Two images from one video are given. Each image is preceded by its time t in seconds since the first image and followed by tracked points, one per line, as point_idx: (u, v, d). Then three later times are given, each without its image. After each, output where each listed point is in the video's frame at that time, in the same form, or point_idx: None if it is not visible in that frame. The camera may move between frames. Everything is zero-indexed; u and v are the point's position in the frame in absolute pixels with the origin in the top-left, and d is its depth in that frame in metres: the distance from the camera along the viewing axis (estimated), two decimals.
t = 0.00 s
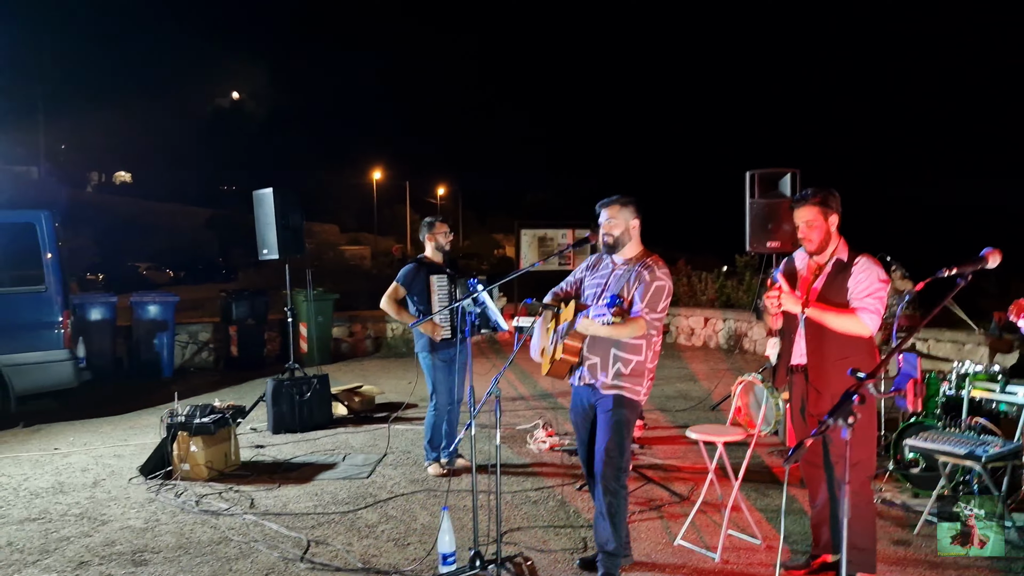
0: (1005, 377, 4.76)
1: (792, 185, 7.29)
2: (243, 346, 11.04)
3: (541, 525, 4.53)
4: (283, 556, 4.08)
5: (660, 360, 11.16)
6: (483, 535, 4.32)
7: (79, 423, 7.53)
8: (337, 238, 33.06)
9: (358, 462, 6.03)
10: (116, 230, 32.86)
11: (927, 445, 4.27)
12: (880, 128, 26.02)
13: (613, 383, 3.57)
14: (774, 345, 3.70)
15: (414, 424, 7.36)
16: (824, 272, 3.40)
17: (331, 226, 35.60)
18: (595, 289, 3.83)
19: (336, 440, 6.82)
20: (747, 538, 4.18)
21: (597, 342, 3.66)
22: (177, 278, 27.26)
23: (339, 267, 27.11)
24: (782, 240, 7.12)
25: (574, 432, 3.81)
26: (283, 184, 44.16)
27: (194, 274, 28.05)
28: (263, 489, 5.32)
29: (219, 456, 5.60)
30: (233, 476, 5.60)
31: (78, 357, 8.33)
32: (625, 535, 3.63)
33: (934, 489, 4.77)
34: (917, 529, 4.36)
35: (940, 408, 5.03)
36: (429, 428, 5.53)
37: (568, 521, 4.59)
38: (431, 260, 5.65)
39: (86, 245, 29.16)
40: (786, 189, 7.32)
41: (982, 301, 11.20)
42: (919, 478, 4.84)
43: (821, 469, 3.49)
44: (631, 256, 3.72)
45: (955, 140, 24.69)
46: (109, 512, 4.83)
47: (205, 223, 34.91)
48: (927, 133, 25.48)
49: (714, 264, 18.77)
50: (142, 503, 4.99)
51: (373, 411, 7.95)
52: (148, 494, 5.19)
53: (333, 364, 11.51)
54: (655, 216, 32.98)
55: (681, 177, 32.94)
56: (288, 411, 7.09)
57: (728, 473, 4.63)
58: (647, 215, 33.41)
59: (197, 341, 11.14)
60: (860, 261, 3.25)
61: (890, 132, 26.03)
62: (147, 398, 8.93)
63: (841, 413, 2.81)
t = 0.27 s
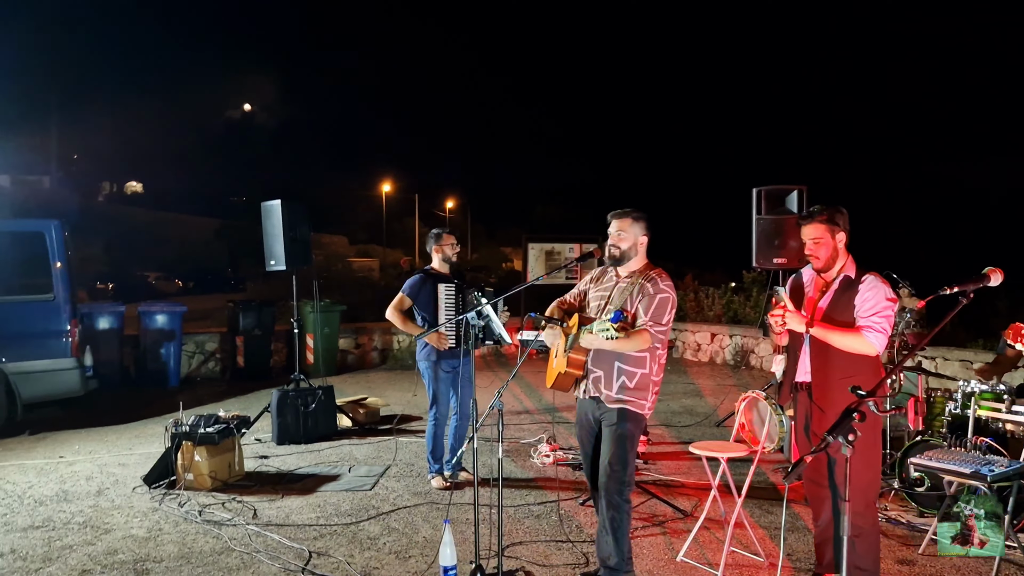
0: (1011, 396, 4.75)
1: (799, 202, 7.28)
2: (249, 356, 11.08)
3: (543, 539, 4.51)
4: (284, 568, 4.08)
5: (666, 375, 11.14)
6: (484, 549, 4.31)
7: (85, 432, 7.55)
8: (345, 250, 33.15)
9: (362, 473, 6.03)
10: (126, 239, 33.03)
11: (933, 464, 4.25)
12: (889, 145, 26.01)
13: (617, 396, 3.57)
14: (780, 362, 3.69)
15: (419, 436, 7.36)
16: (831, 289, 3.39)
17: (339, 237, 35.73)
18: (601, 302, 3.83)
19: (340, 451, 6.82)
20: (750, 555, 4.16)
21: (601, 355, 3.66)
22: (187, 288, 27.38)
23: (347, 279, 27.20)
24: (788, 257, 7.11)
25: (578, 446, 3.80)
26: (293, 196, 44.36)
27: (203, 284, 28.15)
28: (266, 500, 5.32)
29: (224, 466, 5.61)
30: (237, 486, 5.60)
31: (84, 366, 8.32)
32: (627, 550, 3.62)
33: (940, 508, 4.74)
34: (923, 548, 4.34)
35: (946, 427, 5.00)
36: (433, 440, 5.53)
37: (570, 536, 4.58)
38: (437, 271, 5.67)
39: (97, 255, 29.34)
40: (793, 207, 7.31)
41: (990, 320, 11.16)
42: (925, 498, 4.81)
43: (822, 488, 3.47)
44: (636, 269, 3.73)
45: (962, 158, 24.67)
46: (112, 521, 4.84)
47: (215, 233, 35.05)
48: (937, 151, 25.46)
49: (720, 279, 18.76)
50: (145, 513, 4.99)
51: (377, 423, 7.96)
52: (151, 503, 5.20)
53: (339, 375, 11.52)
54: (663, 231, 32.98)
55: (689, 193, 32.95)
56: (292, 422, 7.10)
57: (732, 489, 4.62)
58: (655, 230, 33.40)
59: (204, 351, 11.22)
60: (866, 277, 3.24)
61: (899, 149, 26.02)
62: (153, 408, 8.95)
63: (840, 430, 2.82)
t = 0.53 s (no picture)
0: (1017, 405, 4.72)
1: (805, 209, 7.26)
2: (254, 359, 11.10)
3: (544, 545, 4.50)
4: (285, 570, 4.09)
5: (672, 381, 11.10)
6: (486, 554, 4.31)
7: (89, 432, 7.58)
8: (352, 253, 33.21)
9: (364, 477, 6.03)
10: (135, 241, 33.17)
11: (937, 472, 4.23)
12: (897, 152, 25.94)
13: (619, 403, 3.56)
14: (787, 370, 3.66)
15: (423, 440, 7.36)
16: (838, 297, 3.37)
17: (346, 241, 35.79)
18: (605, 307, 3.83)
19: (343, 454, 6.83)
20: (752, 562, 4.15)
21: (605, 361, 3.66)
22: (193, 290, 27.47)
23: (354, 282, 27.24)
24: (795, 263, 7.09)
25: (581, 451, 3.79)
26: (300, 199, 44.46)
27: (210, 286, 28.25)
28: (269, 502, 5.34)
29: (226, 468, 5.62)
30: (240, 488, 5.62)
31: (91, 366, 8.35)
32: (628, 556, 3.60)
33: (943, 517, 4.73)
34: (926, 558, 4.31)
35: (951, 435, 4.98)
36: (436, 445, 5.52)
37: (573, 540, 4.57)
38: (443, 276, 5.68)
39: (106, 256, 29.47)
40: (799, 213, 7.29)
41: (998, 328, 11.09)
42: (928, 506, 4.79)
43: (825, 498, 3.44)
44: (641, 276, 3.72)
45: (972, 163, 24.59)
46: (115, 522, 4.86)
47: (223, 235, 35.16)
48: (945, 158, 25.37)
49: (727, 286, 18.70)
50: (148, 514, 5.00)
51: (382, 426, 7.95)
52: (154, 505, 5.21)
53: (344, 378, 11.53)
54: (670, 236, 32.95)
55: (697, 199, 32.91)
56: (296, 424, 7.11)
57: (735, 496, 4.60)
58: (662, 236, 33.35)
59: (209, 353, 11.27)
60: (874, 284, 3.22)
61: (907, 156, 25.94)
62: (158, 409, 8.97)
63: (841, 438, 2.81)
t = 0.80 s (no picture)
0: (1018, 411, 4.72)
1: (806, 214, 7.25)
2: (254, 360, 11.09)
3: (543, 549, 4.50)
4: (282, 573, 4.08)
5: (672, 385, 11.08)
6: (483, 558, 4.30)
7: (88, 433, 7.59)
8: (354, 255, 33.22)
9: (363, 480, 6.03)
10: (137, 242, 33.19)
11: (937, 479, 4.22)
12: (899, 156, 25.93)
13: (618, 407, 3.55)
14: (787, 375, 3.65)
15: (422, 443, 7.35)
16: (840, 302, 3.34)
17: (348, 243, 35.81)
18: (604, 312, 3.82)
19: (342, 457, 6.83)
20: (751, 568, 4.14)
21: (604, 364, 3.65)
22: (194, 291, 27.50)
23: (356, 284, 27.23)
24: (795, 268, 7.09)
25: (580, 455, 3.78)
26: (302, 201, 44.46)
27: (211, 288, 28.27)
28: (267, 504, 5.33)
29: (225, 471, 5.61)
30: (238, 491, 5.61)
31: (90, 367, 8.36)
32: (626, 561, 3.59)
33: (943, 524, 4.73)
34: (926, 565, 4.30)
35: (951, 441, 4.97)
36: (436, 448, 5.52)
37: (570, 545, 4.56)
38: (443, 280, 5.66)
39: (108, 257, 29.50)
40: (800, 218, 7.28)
41: (999, 332, 11.08)
42: (926, 513, 4.79)
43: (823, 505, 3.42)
44: (642, 281, 3.71)
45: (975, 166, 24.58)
46: (113, 523, 4.85)
47: (225, 237, 35.19)
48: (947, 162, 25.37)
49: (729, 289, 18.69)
50: (146, 516, 5.00)
51: (381, 429, 7.94)
52: (152, 507, 5.20)
53: (343, 380, 11.52)
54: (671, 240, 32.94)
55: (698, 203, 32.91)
56: (296, 426, 7.11)
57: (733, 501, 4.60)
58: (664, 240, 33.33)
59: (209, 355, 11.27)
60: (876, 292, 3.20)
61: (909, 161, 25.93)
62: (158, 411, 8.98)
63: (838, 445, 2.79)
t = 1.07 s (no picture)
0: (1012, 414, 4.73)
1: (801, 217, 7.27)
2: (249, 363, 11.06)
3: (537, 552, 4.49)
4: None
5: (668, 388, 11.09)
6: (478, 561, 4.29)
7: (82, 436, 7.57)
8: (350, 257, 33.17)
9: (358, 482, 6.01)
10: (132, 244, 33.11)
11: (931, 481, 4.21)
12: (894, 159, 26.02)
13: (613, 410, 3.55)
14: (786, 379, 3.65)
15: (417, 446, 7.33)
16: (839, 304, 3.34)
17: (344, 245, 35.82)
18: (601, 314, 3.81)
19: (337, 459, 6.81)
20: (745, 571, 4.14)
21: (599, 367, 3.65)
22: (190, 294, 27.44)
23: (352, 287, 27.23)
24: (791, 271, 7.10)
25: (574, 458, 3.78)
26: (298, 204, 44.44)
27: (207, 291, 28.22)
28: (261, 507, 5.32)
29: (219, 473, 5.59)
30: (232, 494, 5.59)
31: (83, 369, 8.36)
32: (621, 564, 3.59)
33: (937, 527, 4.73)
34: (920, 567, 4.30)
35: (944, 445, 4.98)
36: (431, 451, 5.50)
37: (565, 549, 4.56)
38: (440, 282, 5.66)
39: (103, 259, 29.42)
40: (795, 221, 7.30)
41: (994, 336, 11.10)
42: (922, 516, 4.79)
43: (817, 504, 3.42)
44: (638, 283, 3.71)
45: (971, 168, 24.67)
46: (106, 526, 4.83)
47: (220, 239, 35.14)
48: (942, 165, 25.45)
49: (724, 293, 18.72)
50: (139, 519, 4.98)
51: (376, 432, 7.94)
52: (145, 509, 5.18)
53: (339, 383, 11.51)
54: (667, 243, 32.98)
55: (694, 206, 32.96)
56: (290, 429, 7.10)
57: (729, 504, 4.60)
58: (660, 243, 33.38)
59: (204, 357, 11.27)
60: (875, 294, 3.20)
61: (904, 165, 26.04)
62: (152, 413, 8.96)
63: (831, 447, 2.79)
